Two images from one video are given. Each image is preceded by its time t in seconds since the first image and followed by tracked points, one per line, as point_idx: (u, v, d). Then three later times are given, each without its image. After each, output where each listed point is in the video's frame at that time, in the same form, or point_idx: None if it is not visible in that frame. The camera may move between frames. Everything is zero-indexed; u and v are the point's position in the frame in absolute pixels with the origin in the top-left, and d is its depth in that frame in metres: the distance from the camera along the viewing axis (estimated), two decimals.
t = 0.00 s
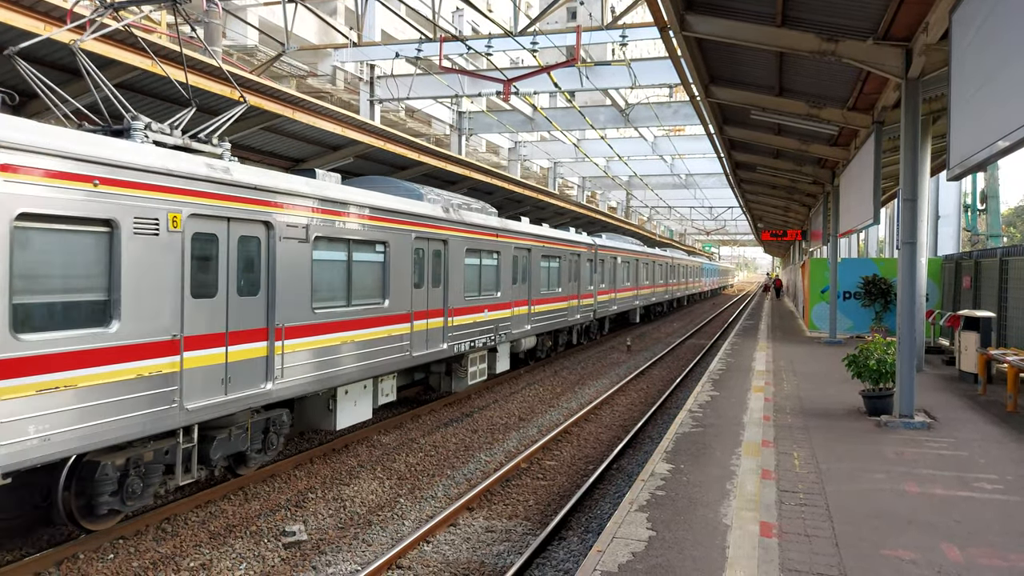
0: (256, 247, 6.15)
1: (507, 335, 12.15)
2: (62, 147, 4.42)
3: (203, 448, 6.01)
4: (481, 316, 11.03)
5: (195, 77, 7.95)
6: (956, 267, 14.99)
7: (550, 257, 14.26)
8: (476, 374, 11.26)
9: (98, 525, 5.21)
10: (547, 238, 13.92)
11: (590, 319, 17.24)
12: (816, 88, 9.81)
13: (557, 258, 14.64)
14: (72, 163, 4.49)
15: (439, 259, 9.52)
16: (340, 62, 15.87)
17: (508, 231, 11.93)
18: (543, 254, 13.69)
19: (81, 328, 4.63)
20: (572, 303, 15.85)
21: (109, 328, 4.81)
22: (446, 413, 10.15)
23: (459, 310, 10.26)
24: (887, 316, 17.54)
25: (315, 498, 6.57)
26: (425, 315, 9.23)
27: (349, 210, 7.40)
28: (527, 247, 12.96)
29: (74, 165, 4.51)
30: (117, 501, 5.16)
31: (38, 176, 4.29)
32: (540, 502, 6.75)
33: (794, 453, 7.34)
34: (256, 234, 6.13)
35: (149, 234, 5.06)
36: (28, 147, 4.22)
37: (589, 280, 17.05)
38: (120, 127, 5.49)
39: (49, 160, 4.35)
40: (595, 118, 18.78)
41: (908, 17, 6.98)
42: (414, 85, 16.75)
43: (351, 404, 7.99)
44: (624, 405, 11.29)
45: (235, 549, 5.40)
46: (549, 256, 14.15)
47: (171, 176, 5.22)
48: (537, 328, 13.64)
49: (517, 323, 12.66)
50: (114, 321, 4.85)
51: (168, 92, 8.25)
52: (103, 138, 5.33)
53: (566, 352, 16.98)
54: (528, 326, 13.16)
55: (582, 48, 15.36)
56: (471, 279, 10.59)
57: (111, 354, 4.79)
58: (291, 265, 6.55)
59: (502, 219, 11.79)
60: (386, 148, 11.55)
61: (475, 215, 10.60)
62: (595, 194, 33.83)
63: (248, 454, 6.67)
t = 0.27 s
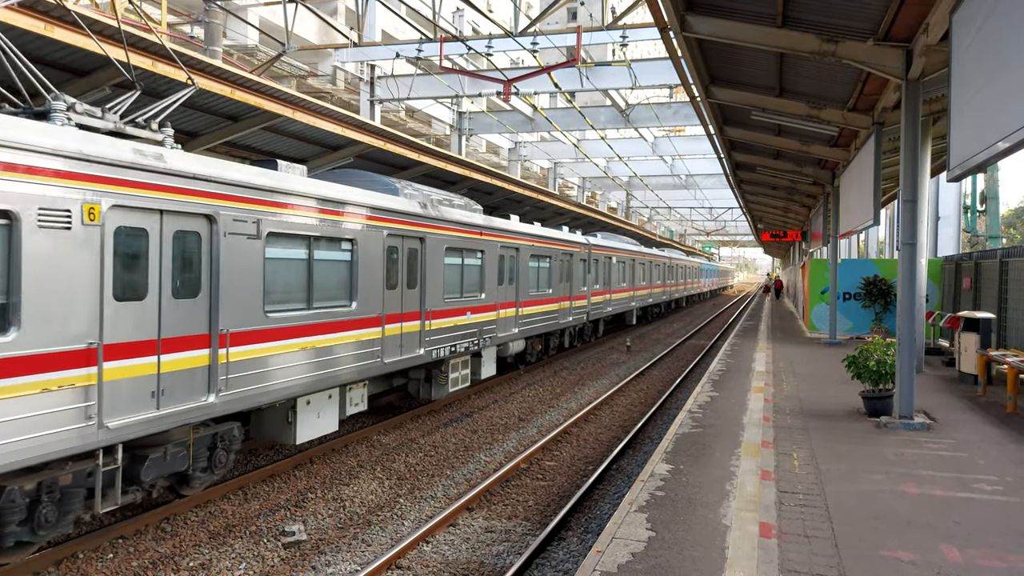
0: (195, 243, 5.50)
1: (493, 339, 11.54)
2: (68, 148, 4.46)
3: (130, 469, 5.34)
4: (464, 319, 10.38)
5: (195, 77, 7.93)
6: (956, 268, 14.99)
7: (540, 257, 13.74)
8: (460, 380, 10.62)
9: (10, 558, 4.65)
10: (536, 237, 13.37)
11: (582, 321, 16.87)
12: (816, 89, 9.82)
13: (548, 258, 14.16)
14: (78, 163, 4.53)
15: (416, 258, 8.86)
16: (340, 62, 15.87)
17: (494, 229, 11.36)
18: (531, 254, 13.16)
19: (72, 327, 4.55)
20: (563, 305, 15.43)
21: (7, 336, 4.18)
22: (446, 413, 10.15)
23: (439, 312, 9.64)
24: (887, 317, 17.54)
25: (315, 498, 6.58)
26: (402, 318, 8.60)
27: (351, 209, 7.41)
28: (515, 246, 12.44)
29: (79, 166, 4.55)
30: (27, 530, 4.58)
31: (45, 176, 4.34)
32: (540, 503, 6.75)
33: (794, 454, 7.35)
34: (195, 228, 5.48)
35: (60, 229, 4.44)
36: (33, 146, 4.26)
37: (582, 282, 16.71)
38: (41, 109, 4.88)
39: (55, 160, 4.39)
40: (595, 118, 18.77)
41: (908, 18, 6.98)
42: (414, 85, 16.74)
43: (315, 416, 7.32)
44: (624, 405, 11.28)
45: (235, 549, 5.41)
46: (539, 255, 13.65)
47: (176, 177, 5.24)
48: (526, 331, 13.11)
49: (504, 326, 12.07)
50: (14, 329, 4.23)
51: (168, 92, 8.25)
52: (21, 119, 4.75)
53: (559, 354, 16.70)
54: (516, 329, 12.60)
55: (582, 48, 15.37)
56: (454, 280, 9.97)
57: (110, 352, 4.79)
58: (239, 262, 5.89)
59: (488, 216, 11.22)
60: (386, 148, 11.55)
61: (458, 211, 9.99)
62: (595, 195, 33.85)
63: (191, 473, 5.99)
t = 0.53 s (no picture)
0: (123, 240, 4.88)
1: (477, 343, 10.95)
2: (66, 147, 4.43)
3: (46, 495, 4.73)
4: (444, 322, 9.78)
5: (195, 77, 7.92)
6: (956, 268, 15.00)
7: (528, 257, 13.19)
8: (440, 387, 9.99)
9: None
10: (524, 236, 12.80)
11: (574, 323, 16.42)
12: (815, 89, 9.82)
13: (537, 257, 13.67)
14: (77, 163, 4.51)
15: (390, 256, 8.24)
16: (340, 62, 15.87)
17: (479, 227, 10.78)
18: (519, 252, 12.60)
19: (59, 329, 4.47)
20: (554, 307, 14.94)
21: None
22: (446, 413, 10.16)
23: (417, 315, 9.03)
24: (887, 317, 17.55)
25: (315, 498, 6.58)
26: (374, 322, 7.98)
27: (351, 209, 7.39)
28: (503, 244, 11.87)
29: (78, 166, 4.52)
30: None
31: (42, 176, 4.31)
32: (540, 503, 6.75)
33: (794, 454, 7.35)
34: (122, 223, 4.86)
35: None
36: (29, 146, 4.23)
37: (573, 284, 16.29)
38: None
39: (52, 160, 4.37)
40: (595, 119, 18.77)
41: (908, 18, 6.98)
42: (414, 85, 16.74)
43: (272, 430, 6.69)
44: (624, 405, 11.28)
45: (235, 549, 5.41)
46: (527, 254, 13.12)
47: (174, 176, 5.21)
48: (513, 334, 12.56)
49: (489, 329, 11.47)
50: None
51: (168, 92, 8.24)
52: None
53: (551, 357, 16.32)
54: (502, 331, 12.04)
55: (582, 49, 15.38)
56: (433, 280, 9.38)
57: (104, 352, 4.74)
58: (179, 262, 5.29)
59: (473, 213, 10.63)
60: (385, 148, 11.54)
61: (439, 207, 9.40)
62: (595, 195, 33.87)
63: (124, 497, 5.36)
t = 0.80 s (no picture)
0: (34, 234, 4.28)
1: (460, 347, 10.34)
2: (66, 147, 4.39)
3: None
4: (424, 326, 9.18)
5: (196, 77, 7.93)
6: (957, 269, 15.00)
7: (517, 257, 12.62)
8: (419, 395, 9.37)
9: None
10: (512, 234, 12.23)
11: (567, 326, 15.87)
12: (816, 90, 9.82)
13: (528, 256, 13.10)
14: (76, 163, 4.45)
15: (361, 255, 7.63)
16: (341, 63, 15.89)
17: (463, 225, 10.20)
18: (507, 252, 12.04)
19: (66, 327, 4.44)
20: (546, 308, 14.38)
21: None
22: (447, 414, 10.17)
23: (393, 318, 8.42)
24: (887, 317, 17.56)
25: (315, 498, 6.59)
26: (346, 325, 7.39)
27: (352, 209, 7.39)
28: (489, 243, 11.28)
29: (80, 166, 4.48)
30: None
31: (42, 176, 4.26)
32: (540, 503, 6.75)
33: (795, 455, 7.34)
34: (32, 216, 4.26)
35: None
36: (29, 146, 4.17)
37: (567, 285, 15.78)
38: None
39: (52, 160, 4.31)
40: (595, 119, 18.78)
41: (908, 19, 6.98)
42: (415, 86, 16.76)
43: (224, 445, 6.07)
44: (625, 406, 11.28)
45: (235, 549, 5.41)
46: (516, 253, 12.56)
47: (173, 175, 5.18)
48: (501, 338, 11.96)
49: (473, 332, 10.85)
50: None
51: (169, 92, 8.25)
52: None
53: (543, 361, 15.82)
54: (488, 335, 11.45)
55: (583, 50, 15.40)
56: (411, 281, 8.78)
57: (102, 354, 4.69)
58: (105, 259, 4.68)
59: (455, 210, 10.05)
60: (386, 149, 11.54)
61: (417, 203, 8.80)
62: (595, 195, 33.87)
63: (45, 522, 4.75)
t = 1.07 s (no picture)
0: None
1: (443, 352, 9.80)
2: (67, 146, 4.45)
3: None
4: (403, 329, 8.64)
5: (197, 77, 7.93)
6: (958, 270, 14.99)
7: (504, 256, 12.11)
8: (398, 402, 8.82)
9: None
10: (500, 233, 11.72)
11: (559, 328, 15.37)
12: (818, 90, 9.81)
13: (516, 256, 12.60)
14: (74, 160, 4.50)
15: (328, 253, 7.12)
16: (342, 63, 15.90)
17: (447, 223, 9.68)
18: (495, 251, 11.56)
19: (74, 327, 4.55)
20: (536, 309, 13.90)
21: None
22: (448, 414, 10.15)
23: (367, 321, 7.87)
24: (889, 318, 17.54)
25: (315, 498, 6.58)
26: (309, 330, 6.84)
27: (353, 209, 7.41)
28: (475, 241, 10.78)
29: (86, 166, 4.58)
30: None
31: (41, 173, 4.31)
32: (541, 504, 6.74)
33: (796, 455, 7.33)
34: None
35: None
36: (30, 143, 4.23)
37: (561, 286, 15.32)
38: None
39: (52, 158, 4.37)
40: (597, 119, 18.77)
41: (911, 19, 6.97)
42: (416, 86, 16.76)
43: (168, 460, 5.55)
44: (626, 406, 11.26)
45: (236, 549, 5.41)
46: (504, 252, 12.07)
47: (175, 175, 5.23)
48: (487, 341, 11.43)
49: (456, 336, 10.29)
50: None
51: (171, 92, 8.25)
52: None
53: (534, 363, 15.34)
54: (473, 337, 10.91)
55: (584, 50, 15.41)
56: (387, 281, 8.26)
57: (101, 352, 4.73)
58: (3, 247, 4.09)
59: (438, 206, 9.53)
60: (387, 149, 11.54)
61: (395, 198, 8.28)
62: (597, 195, 33.88)
63: None
